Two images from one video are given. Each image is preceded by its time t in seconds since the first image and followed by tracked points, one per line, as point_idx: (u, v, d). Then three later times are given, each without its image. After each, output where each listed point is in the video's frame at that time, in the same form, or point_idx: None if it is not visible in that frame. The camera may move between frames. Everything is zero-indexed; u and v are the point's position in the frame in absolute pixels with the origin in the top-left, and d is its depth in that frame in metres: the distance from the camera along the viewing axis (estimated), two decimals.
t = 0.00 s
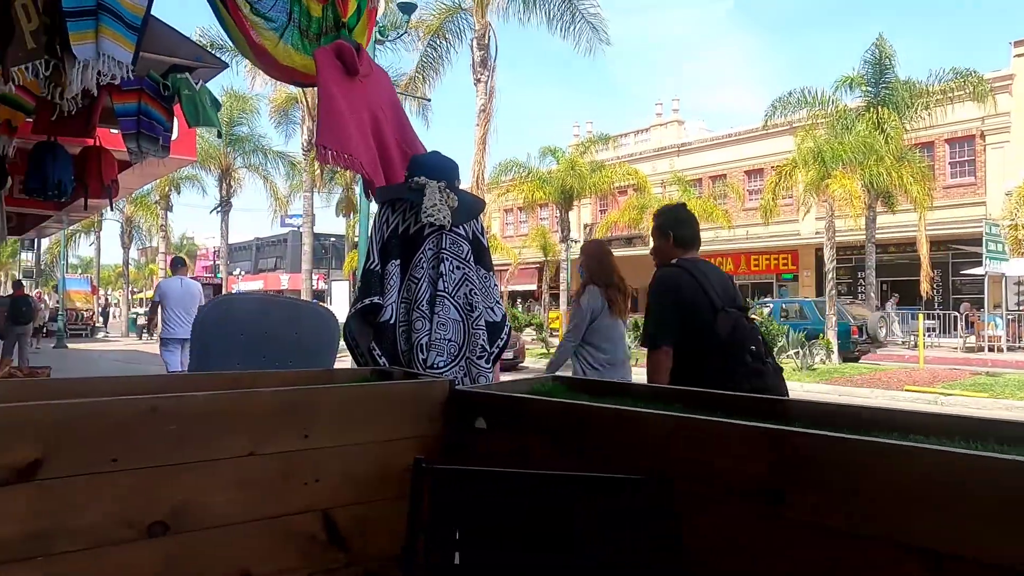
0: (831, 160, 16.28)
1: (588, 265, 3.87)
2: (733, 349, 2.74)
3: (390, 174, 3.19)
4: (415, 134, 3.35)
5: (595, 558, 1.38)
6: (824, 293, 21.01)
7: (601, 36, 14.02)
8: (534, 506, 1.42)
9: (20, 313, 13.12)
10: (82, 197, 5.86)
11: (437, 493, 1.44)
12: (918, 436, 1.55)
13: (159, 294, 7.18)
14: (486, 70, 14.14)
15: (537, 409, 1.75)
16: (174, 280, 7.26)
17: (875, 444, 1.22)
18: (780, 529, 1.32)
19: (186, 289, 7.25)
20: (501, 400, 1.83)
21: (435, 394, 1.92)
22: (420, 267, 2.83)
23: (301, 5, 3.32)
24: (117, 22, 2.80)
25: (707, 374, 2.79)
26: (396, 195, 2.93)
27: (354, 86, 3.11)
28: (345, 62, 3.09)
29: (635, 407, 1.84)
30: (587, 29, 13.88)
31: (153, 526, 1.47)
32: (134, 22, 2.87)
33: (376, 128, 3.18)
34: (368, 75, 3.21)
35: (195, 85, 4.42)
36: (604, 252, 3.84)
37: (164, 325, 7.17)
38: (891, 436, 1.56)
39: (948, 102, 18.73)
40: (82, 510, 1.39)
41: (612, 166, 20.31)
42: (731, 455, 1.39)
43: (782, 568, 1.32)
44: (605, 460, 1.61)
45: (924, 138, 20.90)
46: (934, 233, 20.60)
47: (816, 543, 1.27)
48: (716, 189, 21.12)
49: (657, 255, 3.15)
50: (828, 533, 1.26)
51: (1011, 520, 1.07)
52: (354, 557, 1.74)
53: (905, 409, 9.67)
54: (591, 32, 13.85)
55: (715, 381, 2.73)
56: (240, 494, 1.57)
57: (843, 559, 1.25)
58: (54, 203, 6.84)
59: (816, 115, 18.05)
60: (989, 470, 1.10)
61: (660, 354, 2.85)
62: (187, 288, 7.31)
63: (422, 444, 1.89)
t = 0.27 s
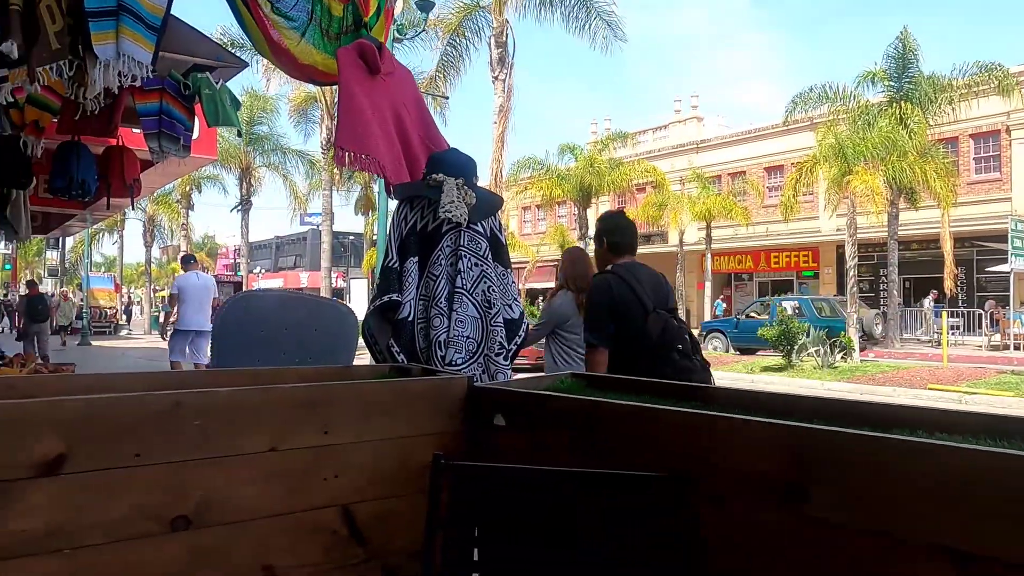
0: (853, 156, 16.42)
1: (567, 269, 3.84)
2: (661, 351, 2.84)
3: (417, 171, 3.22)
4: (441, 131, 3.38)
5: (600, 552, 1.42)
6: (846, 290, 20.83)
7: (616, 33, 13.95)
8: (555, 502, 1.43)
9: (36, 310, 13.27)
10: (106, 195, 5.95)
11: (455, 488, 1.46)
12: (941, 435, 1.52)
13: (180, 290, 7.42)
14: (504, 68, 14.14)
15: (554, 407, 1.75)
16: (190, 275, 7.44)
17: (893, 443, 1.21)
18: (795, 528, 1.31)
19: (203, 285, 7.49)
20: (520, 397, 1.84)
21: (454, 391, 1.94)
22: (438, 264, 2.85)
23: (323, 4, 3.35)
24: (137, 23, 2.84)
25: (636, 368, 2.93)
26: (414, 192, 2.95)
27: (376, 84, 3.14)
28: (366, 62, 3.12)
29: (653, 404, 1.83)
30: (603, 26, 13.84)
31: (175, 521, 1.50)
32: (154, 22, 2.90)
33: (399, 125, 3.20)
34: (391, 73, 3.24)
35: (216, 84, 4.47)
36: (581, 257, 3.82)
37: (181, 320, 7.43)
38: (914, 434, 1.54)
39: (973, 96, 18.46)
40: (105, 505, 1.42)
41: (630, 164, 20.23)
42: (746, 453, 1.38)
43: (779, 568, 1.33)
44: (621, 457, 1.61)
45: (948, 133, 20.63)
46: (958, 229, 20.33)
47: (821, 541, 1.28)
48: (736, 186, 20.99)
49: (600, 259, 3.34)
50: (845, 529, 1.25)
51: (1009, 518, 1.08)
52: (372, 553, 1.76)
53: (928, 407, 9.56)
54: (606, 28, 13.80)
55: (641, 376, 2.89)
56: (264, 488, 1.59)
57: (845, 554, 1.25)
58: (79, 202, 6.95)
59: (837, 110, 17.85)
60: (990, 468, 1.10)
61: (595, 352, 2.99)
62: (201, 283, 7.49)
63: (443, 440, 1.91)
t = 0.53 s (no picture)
0: (866, 155, 16.32)
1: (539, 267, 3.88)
2: (602, 341, 2.97)
3: (422, 173, 3.22)
4: (447, 135, 3.38)
5: (607, 552, 1.39)
6: (858, 291, 20.70)
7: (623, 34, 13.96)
8: (567, 502, 1.42)
9: (46, 311, 13.37)
10: (119, 197, 5.98)
11: (466, 488, 1.43)
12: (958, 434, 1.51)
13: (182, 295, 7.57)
14: (515, 69, 14.15)
15: (566, 406, 1.75)
16: (189, 281, 7.49)
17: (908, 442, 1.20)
18: (807, 529, 1.31)
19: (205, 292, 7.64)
20: (530, 397, 1.83)
21: (465, 389, 1.94)
22: (450, 264, 2.85)
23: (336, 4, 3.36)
24: (152, 25, 2.86)
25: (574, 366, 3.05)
26: (425, 192, 2.95)
27: (382, 84, 3.14)
28: (372, 62, 3.12)
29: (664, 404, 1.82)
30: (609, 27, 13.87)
31: (187, 519, 1.50)
32: (169, 24, 2.93)
33: (404, 126, 3.21)
34: (399, 73, 3.24)
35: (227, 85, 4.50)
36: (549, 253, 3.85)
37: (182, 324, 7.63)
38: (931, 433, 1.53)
39: (987, 94, 18.29)
40: (120, 503, 1.43)
41: (641, 164, 20.16)
42: (760, 453, 1.38)
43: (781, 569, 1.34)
44: (633, 456, 1.61)
45: (962, 132, 20.47)
46: (972, 228, 20.16)
47: (828, 541, 1.28)
48: (747, 186, 20.90)
49: (553, 262, 3.47)
50: (856, 528, 1.25)
51: (1014, 517, 1.08)
52: (383, 552, 1.76)
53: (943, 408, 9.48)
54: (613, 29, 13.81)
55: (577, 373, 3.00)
56: (278, 487, 1.60)
57: (851, 555, 1.25)
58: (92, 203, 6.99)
59: (849, 110, 17.73)
60: (996, 466, 1.10)
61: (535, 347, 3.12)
62: (200, 289, 7.56)
63: (457, 440, 1.92)
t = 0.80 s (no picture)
0: (870, 158, 16.30)
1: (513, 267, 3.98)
2: (542, 342, 3.03)
3: (410, 175, 3.23)
4: (438, 139, 3.39)
5: (615, 553, 1.39)
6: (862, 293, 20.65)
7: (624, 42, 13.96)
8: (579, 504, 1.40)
9: (46, 315, 13.41)
10: (123, 199, 6.00)
11: (473, 487, 1.42)
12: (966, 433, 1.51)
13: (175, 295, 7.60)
14: (518, 72, 14.14)
15: (571, 406, 1.74)
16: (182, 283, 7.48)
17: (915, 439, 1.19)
18: (814, 527, 1.30)
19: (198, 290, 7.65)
20: (536, 397, 1.83)
21: (470, 389, 1.94)
22: (455, 264, 2.84)
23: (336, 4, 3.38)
24: (161, 25, 2.87)
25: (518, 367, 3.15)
26: (429, 192, 2.95)
27: (378, 84, 3.15)
28: (370, 61, 3.13)
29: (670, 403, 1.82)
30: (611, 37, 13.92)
31: (193, 519, 1.50)
32: (177, 24, 2.94)
33: (397, 127, 3.21)
34: (394, 74, 3.24)
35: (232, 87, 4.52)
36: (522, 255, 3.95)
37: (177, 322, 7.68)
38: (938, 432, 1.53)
39: (991, 97, 18.26)
40: (127, 501, 1.43)
41: (644, 167, 20.12)
42: (769, 452, 1.37)
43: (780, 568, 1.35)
44: (639, 457, 1.60)
45: (966, 135, 20.46)
46: (977, 231, 20.12)
47: (831, 540, 1.28)
48: (751, 189, 20.87)
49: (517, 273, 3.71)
50: (860, 526, 1.25)
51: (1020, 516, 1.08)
52: (389, 551, 1.76)
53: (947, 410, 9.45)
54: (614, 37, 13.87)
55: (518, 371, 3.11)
56: (284, 486, 1.60)
57: (856, 555, 1.25)
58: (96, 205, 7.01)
59: (853, 112, 17.69)
60: (999, 464, 1.10)
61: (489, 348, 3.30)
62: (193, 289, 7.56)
63: (462, 439, 1.92)
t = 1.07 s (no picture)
0: (865, 156, 16.37)
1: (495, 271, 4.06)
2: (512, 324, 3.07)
3: (388, 171, 3.21)
4: (419, 136, 3.39)
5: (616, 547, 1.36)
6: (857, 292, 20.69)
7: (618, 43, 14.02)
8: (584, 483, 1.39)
9: (37, 313, 13.39)
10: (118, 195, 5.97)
11: (472, 469, 1.57)
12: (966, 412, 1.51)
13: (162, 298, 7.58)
14: (514, 71, 14.14)
15: (570, 391, 1.74)
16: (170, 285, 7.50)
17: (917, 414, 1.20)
18: (819, 508, 1.30)
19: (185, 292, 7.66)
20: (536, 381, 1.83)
21: (470, 375, 1.94)
22: (452, 254, 2.86)
23: None
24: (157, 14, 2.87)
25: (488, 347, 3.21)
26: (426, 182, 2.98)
27: (362, 77, 3.14)
28: (356, 53, 3.12)
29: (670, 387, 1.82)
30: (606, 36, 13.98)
31: (194, 502, 1.50)
32: (173, 14, 2.94)
33: (378, 122, 3.20)
34: (379, 68, 3.24)
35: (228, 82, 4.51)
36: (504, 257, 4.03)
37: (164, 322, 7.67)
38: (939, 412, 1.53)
39: (985, 97, 18.33)
40: (130, 484, 1.42)
41: (639, 167, 20.10)
42: (772, 432, 1.37)
43: (781, 559, 1.34)
44: (640, 440, 1.59)
45: (959, 135, 20.53)
46: (970, 230, 20.20)
47: (836, 517, 1.28)
48: (746, 188, 20.90)
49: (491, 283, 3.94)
50: (861, 505, 1.25)
51: None
52: (389, 538, 1.76)
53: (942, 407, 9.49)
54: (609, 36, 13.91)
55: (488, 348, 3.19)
56: (286, 471, 1.60)
57: (860, 533, 1.25)
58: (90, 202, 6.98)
59: (849, 112, 17.73)
60: (1001, 438, 1.11)
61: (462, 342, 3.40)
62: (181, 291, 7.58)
63: (462, 425, 1.92)
